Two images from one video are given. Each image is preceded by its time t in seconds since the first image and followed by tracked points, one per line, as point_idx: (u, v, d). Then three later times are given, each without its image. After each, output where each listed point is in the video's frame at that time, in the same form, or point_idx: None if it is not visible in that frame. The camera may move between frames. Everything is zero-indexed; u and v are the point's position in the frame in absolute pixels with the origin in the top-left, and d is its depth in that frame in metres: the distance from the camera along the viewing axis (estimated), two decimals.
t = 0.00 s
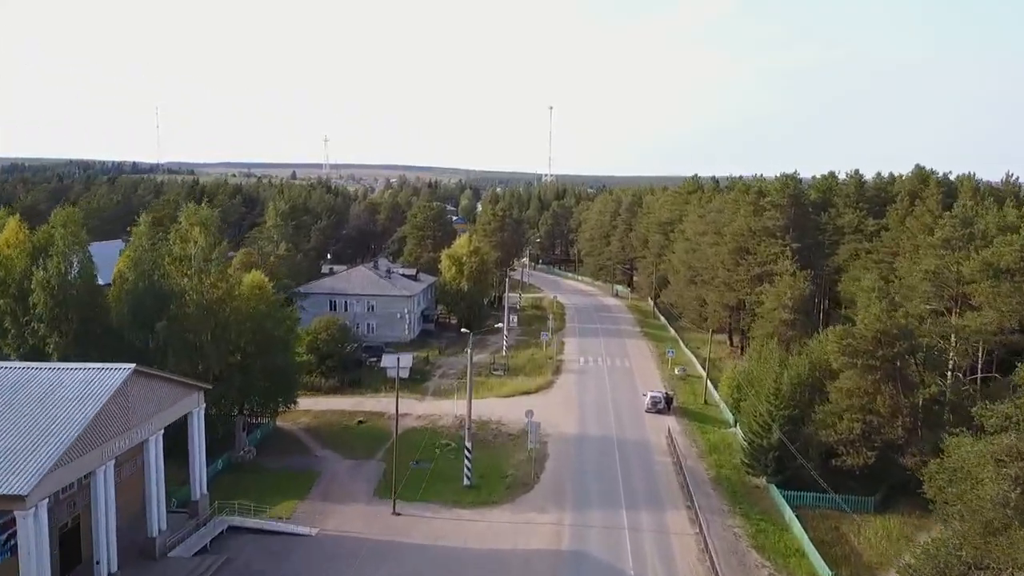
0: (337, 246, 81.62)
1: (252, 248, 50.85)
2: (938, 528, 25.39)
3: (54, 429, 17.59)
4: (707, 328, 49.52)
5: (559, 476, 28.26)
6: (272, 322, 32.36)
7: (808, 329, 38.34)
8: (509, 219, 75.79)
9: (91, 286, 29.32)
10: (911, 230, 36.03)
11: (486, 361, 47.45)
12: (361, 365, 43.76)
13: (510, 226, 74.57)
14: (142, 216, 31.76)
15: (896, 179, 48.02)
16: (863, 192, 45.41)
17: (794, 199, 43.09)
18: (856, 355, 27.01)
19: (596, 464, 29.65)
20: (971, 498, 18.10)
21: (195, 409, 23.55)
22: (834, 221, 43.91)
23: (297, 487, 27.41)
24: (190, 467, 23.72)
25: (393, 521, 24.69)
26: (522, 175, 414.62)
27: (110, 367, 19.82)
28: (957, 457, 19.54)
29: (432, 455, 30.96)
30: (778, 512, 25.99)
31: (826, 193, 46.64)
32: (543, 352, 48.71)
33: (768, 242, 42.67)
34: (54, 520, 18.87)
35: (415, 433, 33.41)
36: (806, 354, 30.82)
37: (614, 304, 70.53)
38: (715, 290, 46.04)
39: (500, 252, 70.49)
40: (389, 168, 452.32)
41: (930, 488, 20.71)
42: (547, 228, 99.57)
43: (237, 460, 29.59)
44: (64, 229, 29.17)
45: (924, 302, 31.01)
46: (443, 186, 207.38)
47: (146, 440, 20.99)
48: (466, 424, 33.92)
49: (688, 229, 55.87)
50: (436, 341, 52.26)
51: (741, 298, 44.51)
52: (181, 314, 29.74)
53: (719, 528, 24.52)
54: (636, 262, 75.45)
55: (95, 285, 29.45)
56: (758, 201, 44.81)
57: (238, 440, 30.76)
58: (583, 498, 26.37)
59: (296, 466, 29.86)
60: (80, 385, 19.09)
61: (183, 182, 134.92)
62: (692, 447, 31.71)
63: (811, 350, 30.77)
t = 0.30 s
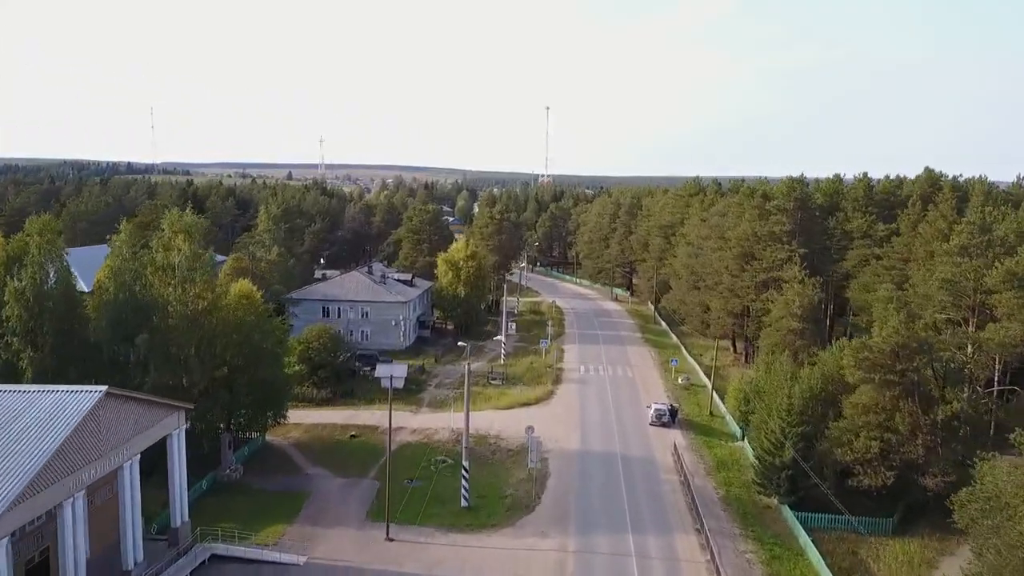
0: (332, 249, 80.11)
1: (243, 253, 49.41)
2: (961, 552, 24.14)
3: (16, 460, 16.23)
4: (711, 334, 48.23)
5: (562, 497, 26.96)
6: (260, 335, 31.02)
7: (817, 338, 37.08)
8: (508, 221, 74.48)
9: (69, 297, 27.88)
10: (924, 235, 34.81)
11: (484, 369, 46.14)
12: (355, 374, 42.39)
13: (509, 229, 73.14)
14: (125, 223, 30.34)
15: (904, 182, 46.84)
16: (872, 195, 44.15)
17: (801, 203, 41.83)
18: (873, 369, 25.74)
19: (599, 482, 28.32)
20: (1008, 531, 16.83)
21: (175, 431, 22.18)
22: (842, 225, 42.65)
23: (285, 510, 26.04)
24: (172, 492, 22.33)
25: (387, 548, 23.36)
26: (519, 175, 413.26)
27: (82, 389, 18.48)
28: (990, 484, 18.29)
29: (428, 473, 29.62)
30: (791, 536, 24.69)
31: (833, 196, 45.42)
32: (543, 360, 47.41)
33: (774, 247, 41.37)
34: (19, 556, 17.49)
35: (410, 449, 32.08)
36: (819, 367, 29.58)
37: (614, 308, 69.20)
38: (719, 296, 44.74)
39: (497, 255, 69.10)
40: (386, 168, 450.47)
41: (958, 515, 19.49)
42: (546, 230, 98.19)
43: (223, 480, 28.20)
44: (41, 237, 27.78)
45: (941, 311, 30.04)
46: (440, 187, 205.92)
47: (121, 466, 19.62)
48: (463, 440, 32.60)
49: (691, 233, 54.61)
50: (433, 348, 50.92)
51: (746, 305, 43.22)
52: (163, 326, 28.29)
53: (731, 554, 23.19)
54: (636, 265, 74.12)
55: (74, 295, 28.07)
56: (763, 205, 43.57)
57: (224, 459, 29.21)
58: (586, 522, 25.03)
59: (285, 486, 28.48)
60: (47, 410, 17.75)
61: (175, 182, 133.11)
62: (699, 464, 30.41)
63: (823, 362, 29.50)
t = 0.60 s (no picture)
0: (325, 252, 78.61)
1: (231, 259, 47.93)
2: None
3: None
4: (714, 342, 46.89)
5: (563, 519, 25.69)
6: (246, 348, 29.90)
7: (826, 348, 35.81)
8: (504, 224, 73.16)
9: (42, 310, 26.48)
10: (937, 242, 33.61)
11: (481, 378, 44.78)
12: (347, 385, 40.96)
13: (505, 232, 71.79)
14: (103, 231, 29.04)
15: (911, 185, 45.75)
16: (879, 199, 42.99)
17: (807, 208, 40.61)
18: (891, 385, 24.54)
19: (602, 503, 27.01)
20: None
21: (151, 455, 20.79)
22: (849, 230, 41.44)
23: (272, 535, 24.66)
24: (149, 519, 20.95)
25: None
26: (515, 176, 411.59)
27: (48, 416, 17.11)
28: None
29: (423, 493, 28.24)
30: (807, 561, 23.40)
31: (840, 200, 44.24)
32: (541, 368, 46.08)
33: (780, 253, 40.12)
34: None
35: (404, 466, 30.70)
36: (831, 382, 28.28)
37: (612, 313, 67.88)
38: (723, 303, 43.46)
39: (493, 259, 67.69)
40: (380, 169, 448.38)
41: (990, 546, 18.26)
42: (542, 232, 96.87)
43: (206, 502, 26.78)
44: (13, 247, 26.35)
45: (958, 321, 28.82)
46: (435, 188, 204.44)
47: (91, 497, 18.23)
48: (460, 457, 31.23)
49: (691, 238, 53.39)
50: (428, 356, 49.51)
51: (750, 312, 41.92)
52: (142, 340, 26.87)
53: None
54: (635, 269, 72.87)
55: (47, 308, 26.68)
56: (768, 210, 42.32)
57: (206, 479, 27.54)
58: (590, 547, 23.74)
59: (273, 507, 27.07)
60: (10, 439, 16.37)
61: (166, 183, 130.95)
62: (706, 481, 29.13)
63: (835, 376, 28.22)
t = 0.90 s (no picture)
0: (317, 255, 77.12)
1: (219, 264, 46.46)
2: None
3: None
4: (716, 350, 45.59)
5: (563, 542, 24.37)
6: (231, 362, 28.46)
7: (834, 358, 34.59)
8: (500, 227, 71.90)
9: (13, 325, 25.15)
10: (950, 248, 32.44)
11: (477, 388, 43.43)
12: (337, 396, 39.56)
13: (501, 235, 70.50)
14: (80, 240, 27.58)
15: (917, 188, 44.59)
16: (886, 203, 41.81)
17: (812, 212, 39.40)
18: (909, 403, 23.35)
19: (605, 525, 25.69)
20: None
21: (123, 484, 19.37)
22: (856, 235, 40.23)
23: (256, 563, 23.27)
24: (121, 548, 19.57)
25: None
26: (510, 176, 410.11)
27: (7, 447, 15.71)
28: None
29: (417, 514, 26.87)
30: None
31: (845, 204, 43.06)
32: (539, 377, 44.76)
33: (785, 259, 38.88)
34: None
35: (397, 485, 29.33)
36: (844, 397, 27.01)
37: (610, 318, 66.58)
38: (726, 310, 42.19)
39: (489, 262, 66.35)
40: (375, 169, 446.75)
41: None
42: (538, 234, 95.54)
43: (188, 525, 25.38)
44: None
45: (974, 333, 27.62)
46: (429, 188, 202.94)
47: (56, 534, 16.73)
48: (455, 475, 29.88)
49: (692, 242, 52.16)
50: (422, 365, 48.14)
51: (754, 320, 40.68)
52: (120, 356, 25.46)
53: None
54: (633, 272, 71.62)
55: (18, 323, 25.35)
56: (772, 214, 41.11)
57: (188, 502, 26.13)
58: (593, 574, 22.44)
59: (258, 531, 25.67)
60: None
61: (158, 184, 128.86)
62: (713, 501, 27.83)
63: (848, 390, 26.99)
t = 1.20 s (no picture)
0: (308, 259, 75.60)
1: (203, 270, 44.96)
2: None
3: None
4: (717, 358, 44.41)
5: (563, 569, 23.06)
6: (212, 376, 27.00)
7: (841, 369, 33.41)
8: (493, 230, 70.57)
9: None
10: (961, 255, 31.31)
11: (470, 398, 42.07)
12: (326, 408, 38.12)
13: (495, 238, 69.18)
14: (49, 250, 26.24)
15: (922, 192, 43.50)
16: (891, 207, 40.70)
17: (816, 217, 38.26)
18: (928, 422, 22.09)
19: (606, 549, 24.37)
20: None
21: (88, 518, 17.93)
22: (861, 240, 39.06)
23: None
24: None
25: None
26: (503, 176, 409.10)
27: None
28: None
29: (408, 539, 25.45)
30: None
31: (849, 208, 41.92)
32: (534, 387, 43.43)
33: (788, 265, 37.69)
34: None
35: (387, 505, 27.94)
36: (856, 413, 25.76)
37: (606, 323, 65.28)
38: (726, 316, 40.95)
39: (482, 267, 64.99)
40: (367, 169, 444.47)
41: None
42: (533, 236, 94.21)
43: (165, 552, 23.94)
44: None
45: (990, 345, 26.46)
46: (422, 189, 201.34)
47: None
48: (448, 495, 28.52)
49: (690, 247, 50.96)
50: (414, 373, 46.73)
51: (756, 328, 39.51)
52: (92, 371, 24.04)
53: None
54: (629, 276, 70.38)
55: None
56: (774, 218, 39.90)
57: (166, 526, 24.66)
58: None
59: (239, 558, 24.22)
60: None
61: (146, 185, 126.93)
62: (719, 522, 26.56)
63: (860, 406, 25.79)
